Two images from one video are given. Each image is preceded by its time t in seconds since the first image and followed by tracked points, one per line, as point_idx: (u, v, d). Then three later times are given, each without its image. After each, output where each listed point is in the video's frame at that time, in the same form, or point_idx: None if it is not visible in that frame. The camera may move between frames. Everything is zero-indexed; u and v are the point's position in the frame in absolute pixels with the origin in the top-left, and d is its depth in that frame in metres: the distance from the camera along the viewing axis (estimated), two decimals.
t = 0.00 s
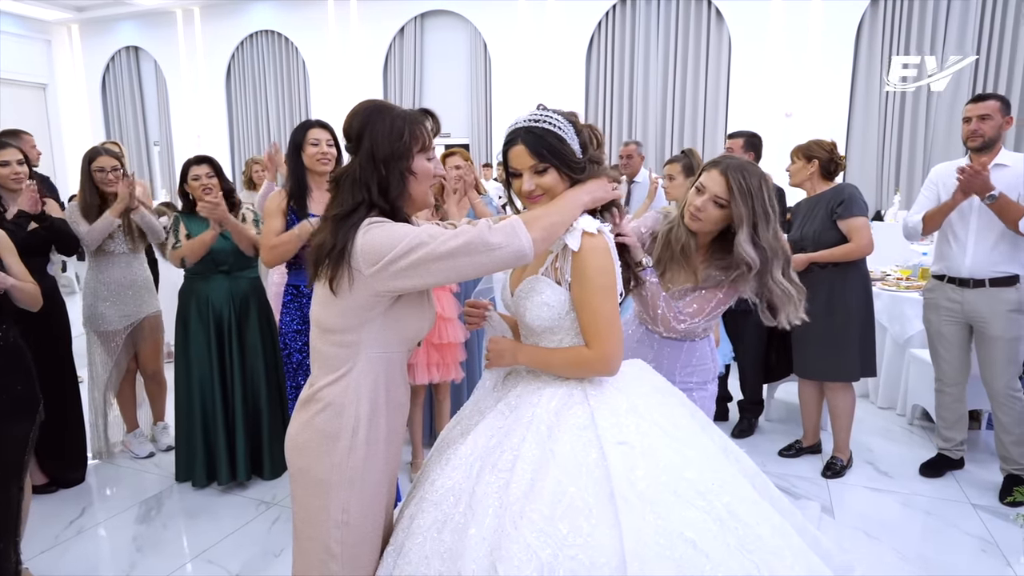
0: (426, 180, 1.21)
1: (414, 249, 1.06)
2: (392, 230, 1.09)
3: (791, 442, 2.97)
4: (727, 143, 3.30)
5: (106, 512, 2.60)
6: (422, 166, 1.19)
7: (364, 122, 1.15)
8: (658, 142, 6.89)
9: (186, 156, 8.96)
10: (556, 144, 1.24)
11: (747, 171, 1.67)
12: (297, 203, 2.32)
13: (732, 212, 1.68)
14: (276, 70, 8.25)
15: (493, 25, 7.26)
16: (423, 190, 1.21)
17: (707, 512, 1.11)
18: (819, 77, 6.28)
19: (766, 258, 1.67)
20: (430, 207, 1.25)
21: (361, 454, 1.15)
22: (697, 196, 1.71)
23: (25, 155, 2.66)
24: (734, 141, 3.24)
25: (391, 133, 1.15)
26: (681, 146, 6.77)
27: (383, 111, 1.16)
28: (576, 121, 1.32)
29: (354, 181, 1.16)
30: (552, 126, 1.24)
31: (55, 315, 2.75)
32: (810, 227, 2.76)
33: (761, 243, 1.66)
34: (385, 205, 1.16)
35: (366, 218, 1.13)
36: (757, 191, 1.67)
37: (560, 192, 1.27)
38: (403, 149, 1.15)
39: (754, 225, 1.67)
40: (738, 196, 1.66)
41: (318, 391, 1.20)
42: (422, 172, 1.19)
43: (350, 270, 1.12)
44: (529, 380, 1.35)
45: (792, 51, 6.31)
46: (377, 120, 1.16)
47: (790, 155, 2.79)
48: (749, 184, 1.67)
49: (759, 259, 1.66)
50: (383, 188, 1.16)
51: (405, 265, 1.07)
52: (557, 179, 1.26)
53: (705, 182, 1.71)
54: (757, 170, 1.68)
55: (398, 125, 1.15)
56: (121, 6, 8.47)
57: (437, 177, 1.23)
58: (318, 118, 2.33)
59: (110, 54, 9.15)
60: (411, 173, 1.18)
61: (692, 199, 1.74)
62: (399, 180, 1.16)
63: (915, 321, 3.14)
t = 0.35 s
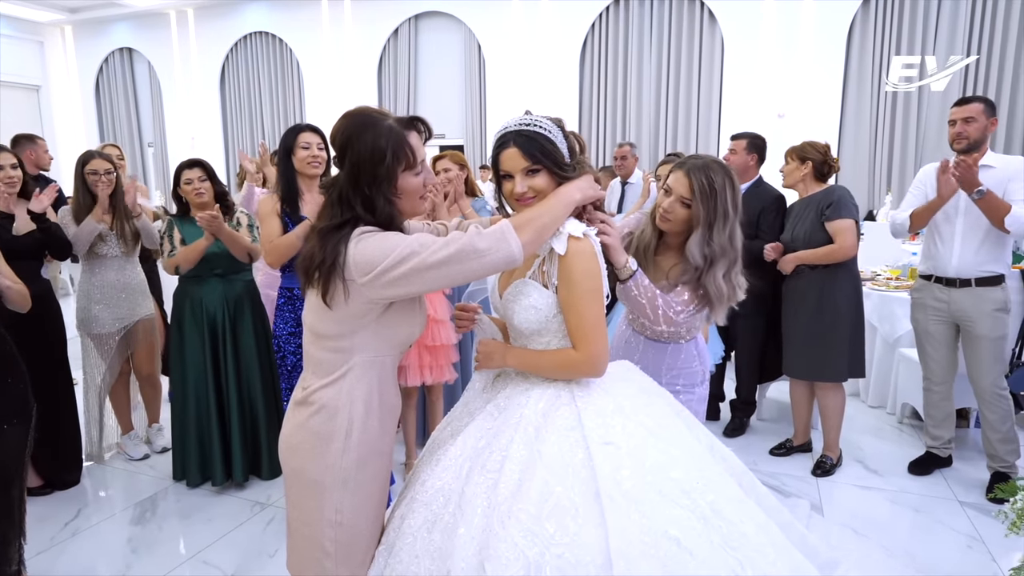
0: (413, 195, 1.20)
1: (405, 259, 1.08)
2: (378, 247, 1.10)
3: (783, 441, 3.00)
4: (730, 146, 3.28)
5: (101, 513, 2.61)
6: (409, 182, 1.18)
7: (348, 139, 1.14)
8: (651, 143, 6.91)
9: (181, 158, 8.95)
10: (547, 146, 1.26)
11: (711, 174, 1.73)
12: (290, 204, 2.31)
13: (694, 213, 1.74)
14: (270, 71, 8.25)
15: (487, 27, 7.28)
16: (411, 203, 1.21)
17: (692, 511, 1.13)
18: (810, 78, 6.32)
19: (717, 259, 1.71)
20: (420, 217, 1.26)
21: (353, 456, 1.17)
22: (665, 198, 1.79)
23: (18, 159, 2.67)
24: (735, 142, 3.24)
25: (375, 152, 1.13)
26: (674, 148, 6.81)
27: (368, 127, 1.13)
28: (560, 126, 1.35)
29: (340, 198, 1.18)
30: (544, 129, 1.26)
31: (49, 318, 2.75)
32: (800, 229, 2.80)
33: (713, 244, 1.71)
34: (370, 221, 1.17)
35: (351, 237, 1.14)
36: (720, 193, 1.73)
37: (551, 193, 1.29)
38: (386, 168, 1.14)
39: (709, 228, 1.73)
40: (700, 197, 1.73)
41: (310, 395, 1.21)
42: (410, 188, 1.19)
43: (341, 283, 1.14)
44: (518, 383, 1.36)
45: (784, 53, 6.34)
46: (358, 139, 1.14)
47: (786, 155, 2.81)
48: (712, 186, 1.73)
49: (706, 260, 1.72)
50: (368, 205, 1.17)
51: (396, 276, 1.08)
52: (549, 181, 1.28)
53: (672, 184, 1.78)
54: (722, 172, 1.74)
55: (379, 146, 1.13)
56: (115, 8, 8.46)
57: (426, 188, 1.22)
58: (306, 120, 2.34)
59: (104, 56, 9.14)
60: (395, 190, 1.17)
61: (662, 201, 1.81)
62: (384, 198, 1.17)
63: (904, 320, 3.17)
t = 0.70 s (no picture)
0: (405, 199, 1.23)
1: (396, 260, 1.11)
2: (370, 249, 1.13)
3: (776, 436, 3.04)
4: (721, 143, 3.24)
5: (102, 508, 2.64)
6: (401, 186, 1.21)
7: (340, 144, 1.16)
8: (648, 142, 6.94)
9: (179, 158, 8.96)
10: (538, 142, 1.30)
11: (685, 167, 1.76)
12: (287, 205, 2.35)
13: (672, 208, 1.78)
14: (268, 71, 8.28)
15: (485, 27, 7.31)
16: (403, 206, 1.24)
17: (679, 496, 1.16)
18: (806, 78, 6.36)
19: (698, 250, 1.75)
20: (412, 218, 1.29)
21: (349, 445, 1.21)
22: (644, 195, 1.83)
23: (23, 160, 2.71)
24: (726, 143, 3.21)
25: (367, 157, 1.15)
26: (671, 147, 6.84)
27: (360, 133, 1.15)
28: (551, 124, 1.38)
29: (331, 201, 1.20)
30: (535, 126, 1.30)
31: (50, 315, 2.78)
32: (794, 227, 2.83)
33: (692, 236, 1.76)
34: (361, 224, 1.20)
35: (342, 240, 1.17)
36: (695, 185, 1.76)
37: (544, 189, 1.33)
38: (378, 173, 1.16)
39: (688, 221, 1.77)
40: (676, 192, 1.76)
41: (307, 387, 1.25)
42: (402, 192, 1.21)
43: (332, 282, 1.17)
44: (511, 375, 1.40)
45: (780, 52, 6.39)
46: (350, 144, 1.16)
47: (782, 153, 2.84)
48: (687, 180, 1.76)
49: (690, 252, 1.76)
50: (360, 209, 1.19)
51: (387, 276, 1.11)
52: (541, 177, 1.32)
53: (648, 180, 1.82)
54: (696, 164, 1.76)
55: (371, 152, 1.15)
56: (113, 8, 8.48)
57: (418, 192, 1.24)
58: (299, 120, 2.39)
59: (102, 57, 9.15)
60: (386, 195, 1.20)
61: (642, 197, 1.85)
62: (376, 202, 1.19)
63: (896, 317, 3.21)
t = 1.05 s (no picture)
0: (402, 200, 1.23)
1: (387, 268, 1.10)
2: (363, 253, 1.13)
3: (776, 436, 3.04)
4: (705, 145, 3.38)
5: (103, 508, 2.64)
6: (399, 188, 1.21)
7: (341, 143, 1.16)
8: (648, 142, 6.95)
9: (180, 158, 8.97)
10: (542, 144, 1.30)
11: (678, 173, 1.78)
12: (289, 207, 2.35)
13: (666, 214, 1.79)
14: (268, 72, 8.28)
15: (485, 27, 7.32)
16: (400, 208, 1.24)
17: (679, 497, 1.16)
18: (806, 78, 6.36)
19: (696, 256, 1.77)
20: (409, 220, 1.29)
21: (345, 449, 1.21)
22: (639, 201, 1.85)
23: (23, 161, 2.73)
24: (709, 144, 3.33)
25: (366, 158, 1.15)
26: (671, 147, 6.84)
27: (360, 133, 1.16)
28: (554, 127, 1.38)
29: (329, 200, 1.20)
30: (537, 127, 1.31)
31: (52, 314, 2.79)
32: (799, 227, 2.83)
33: (689, 242, 1.76)
34: (357, 225, 1.20)
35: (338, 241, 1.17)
36: (689, 191, 1.78)
37: (545, 191, 1.34)
38: (377, 174, 1.17)
39: (684, 227, 1.78)
40: (670, 198, 1.77)
41: (304, 390, 1.25)
42: (399, 193, 1.22)
43: (326, 284, 1.17)
44: (510, 375, 1.40)
45: (780, 53, 6.39)
46: (350, 144, 1.16)
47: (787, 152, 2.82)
48: (681, 185, 1.78)
49: (688, 258, 1.76)
50: (357, 210, 1.20)
51: (378, 283, 1.11)
52: (542, 179, 1.32)
53: (643, 187, 1.84)
54: (689, 169, 1.78)
55: (371, 153, 1.15)
56: (114, 9, 8.49)
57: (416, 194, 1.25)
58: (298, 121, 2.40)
59: (103, 57, 9.16)
60: (384, 196, 1.20)
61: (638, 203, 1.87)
62: (374, 203, 1.19)
63: (896, 317, 3.22)
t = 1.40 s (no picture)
0: (397, 201, 1.18)
1: (377, 275, 1.06)
2: (353, 257, 1.08)
3: (780, 440, 3.00)
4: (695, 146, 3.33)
5: (96, 514, 2.60)
6: (394, 187, 1.16)
7: (333, 139, 1.12)
8: (648, 142, 6.90)
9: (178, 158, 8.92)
10: (546, 143, 1.25)
11: (682, 181, 1.72)
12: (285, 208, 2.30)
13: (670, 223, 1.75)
14: (266, 71, 8.23)
15: (484, 26, 7.27)
16: (395, 209, 1.19)
17: (688, 512, 1.12)
18: (807, 77, 6.32)
19: (704, 266, 1.72)
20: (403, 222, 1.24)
21: (335, 465, 1.16)
22: (643, 210, 1.81)
23: (19, 166, 2.72)
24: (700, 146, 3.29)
25: (359, 155, 1.11)
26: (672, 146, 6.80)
27: (354, 129, 1.11)
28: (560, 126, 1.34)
29: (319, 200, 1.16)
30: (541, 126, 1.26)
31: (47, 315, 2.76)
32: (808, 229, 2.77)
33: (696, 254, 1.71)
34: (349, 227, 1.15)
35: (328, 244, 1.12)
36: (693, 199, 1.72)
37: (548, 191, 1.28)
38: (370, 173, 1.12)
39: (690, 236, 1.73)
40: (673, 207, 1.72)
41: (292, 402, 1.20)
42: (394, 193, 1.17)
43: (313, 291, 1.13)
44: (512, 384, 1.36)
45: (781, 52, 6.34)
46: (343, 141, 1.11)
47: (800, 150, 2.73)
48: (684, 194, 1.72)
49: (695, 268, 1.72)
50: (349, 211, 1.15)
51: (368, 290, 1.06)
52: (545, 178, 1.27)
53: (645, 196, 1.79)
54: (693, 176, 1.73)
55: (365, 150, 1.11)
56: (111, 7, 8.43)
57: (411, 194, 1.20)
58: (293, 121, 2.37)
59: (100, 55, 9.11)
60: (377, 196, 1.15)
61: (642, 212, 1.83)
62: (367, 203, 1.15)
63: (901, 319, 3.17)
